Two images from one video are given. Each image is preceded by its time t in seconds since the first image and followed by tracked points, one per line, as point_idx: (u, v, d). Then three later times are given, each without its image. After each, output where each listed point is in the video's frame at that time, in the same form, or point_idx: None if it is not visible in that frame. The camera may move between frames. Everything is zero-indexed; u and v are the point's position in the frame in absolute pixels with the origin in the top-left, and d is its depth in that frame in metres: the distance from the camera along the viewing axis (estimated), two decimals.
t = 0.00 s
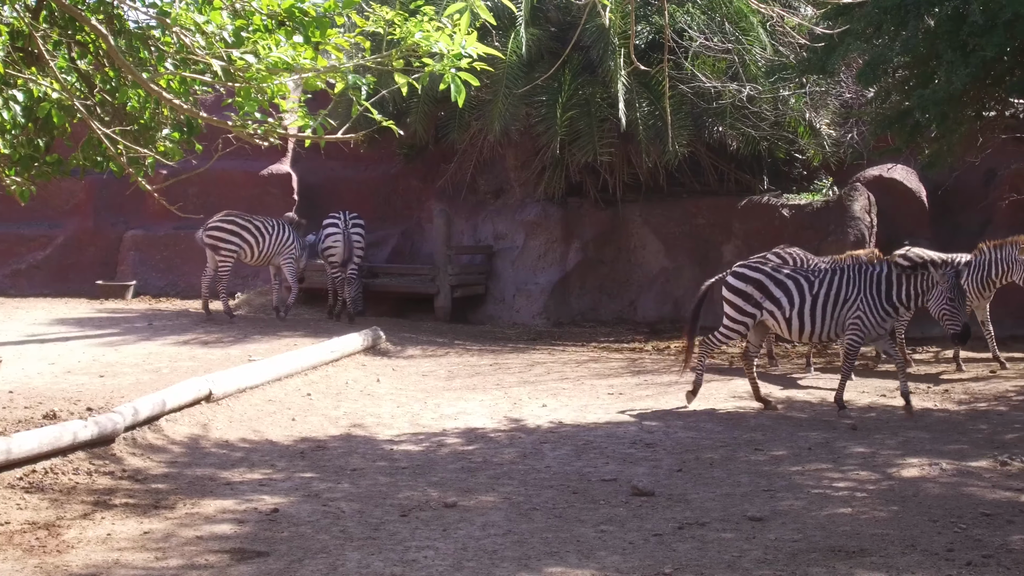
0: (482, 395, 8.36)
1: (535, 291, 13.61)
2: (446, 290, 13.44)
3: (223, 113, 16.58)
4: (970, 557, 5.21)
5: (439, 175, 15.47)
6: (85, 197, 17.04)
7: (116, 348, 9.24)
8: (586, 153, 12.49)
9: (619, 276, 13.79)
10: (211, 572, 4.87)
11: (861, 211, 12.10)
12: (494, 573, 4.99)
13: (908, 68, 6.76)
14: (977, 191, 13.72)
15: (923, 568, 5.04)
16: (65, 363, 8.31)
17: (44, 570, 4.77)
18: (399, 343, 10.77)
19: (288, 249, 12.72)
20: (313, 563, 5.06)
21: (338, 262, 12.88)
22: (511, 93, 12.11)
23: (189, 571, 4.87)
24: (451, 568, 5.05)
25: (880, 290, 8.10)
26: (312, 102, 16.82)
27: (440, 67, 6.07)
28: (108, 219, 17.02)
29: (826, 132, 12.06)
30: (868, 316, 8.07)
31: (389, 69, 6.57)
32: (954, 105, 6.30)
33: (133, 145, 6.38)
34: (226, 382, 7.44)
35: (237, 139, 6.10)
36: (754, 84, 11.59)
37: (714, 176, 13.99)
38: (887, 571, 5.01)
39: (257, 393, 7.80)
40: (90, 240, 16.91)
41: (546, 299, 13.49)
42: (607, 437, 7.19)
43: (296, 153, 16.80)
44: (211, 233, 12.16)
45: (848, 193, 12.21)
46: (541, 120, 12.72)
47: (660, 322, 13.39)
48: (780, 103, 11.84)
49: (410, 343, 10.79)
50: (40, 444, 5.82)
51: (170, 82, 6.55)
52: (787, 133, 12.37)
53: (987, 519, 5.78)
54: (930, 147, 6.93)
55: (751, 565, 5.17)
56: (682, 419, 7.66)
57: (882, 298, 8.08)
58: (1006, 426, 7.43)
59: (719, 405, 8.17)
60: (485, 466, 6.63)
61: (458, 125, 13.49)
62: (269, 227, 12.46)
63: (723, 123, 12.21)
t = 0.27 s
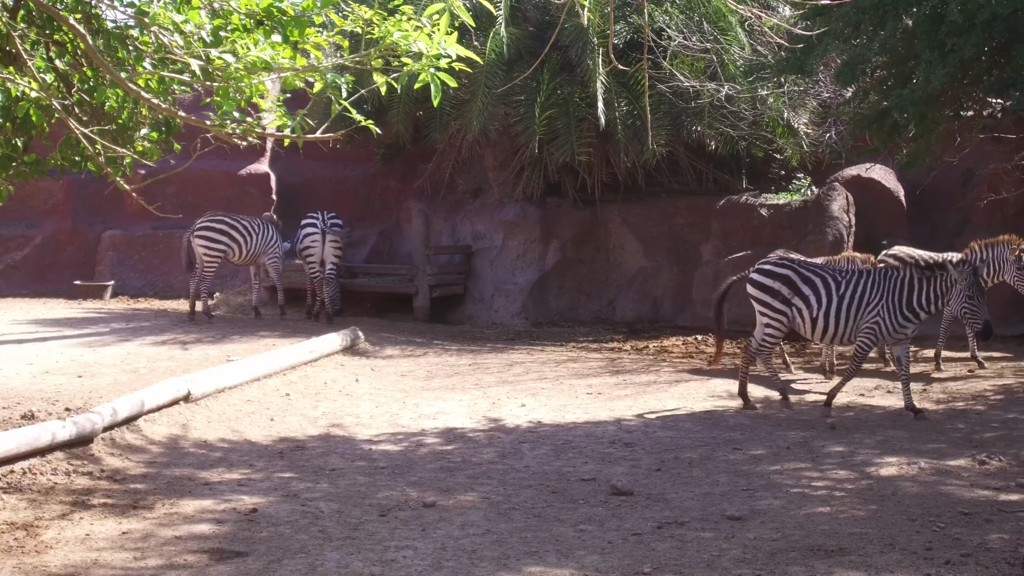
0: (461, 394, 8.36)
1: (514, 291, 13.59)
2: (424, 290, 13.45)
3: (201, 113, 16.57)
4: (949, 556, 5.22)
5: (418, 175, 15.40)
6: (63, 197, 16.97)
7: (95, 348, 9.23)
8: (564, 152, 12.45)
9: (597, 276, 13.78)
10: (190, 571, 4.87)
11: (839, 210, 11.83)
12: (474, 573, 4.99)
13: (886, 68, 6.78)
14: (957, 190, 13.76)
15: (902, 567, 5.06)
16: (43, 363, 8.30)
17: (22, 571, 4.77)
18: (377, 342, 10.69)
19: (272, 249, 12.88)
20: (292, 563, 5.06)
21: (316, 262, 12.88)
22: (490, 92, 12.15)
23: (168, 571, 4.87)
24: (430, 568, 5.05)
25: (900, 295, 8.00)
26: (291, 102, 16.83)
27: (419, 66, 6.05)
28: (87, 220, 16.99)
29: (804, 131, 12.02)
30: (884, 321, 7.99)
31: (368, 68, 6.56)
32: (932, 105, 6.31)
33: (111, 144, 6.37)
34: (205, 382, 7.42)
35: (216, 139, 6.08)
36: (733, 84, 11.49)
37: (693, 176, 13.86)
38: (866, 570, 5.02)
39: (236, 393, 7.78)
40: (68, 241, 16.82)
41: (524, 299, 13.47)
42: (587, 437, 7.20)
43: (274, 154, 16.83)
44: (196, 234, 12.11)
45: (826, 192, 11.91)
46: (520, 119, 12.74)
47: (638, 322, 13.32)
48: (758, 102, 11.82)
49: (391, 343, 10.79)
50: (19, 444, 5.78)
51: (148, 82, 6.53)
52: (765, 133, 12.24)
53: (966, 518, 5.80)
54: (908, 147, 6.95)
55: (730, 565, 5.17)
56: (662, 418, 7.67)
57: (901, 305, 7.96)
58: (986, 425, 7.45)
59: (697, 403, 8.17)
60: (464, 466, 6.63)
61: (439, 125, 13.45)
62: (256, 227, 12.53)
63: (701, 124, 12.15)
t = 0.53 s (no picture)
0: (445, 394, 8.35)
1: (498, 290, 13.54)
2: (407, 289, 13.42)
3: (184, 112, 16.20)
4: (932, 555, 5.23)
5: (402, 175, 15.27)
6: (45, 196, 16.56)
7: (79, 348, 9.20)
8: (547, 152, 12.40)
9: (581, 275, 13.72)
10: (174, 572, 4.87)
11: (823, 210, 11.91)
12: (458, 573, 4.99)
13: (869, 67, 6.79)
14: (939, 190, 13.76)
15: (885, 566, 5.06)
16: (26, 363, 8.28)
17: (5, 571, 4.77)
18: (361, 342, 10.67)
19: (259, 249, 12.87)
20: (275, 563, 5.06)
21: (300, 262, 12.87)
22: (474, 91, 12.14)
23: (151, 572, 4.87)
24: (414, 568, 5.05)
25: (931, 290, 8.10)
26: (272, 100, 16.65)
27: (402, 66, 6.03)
28: (69, 219, 16.55)
29: (787, 130, 12.06)
30: (922, 317, 8.01)
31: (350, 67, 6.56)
32: (915, 105, 6.31)
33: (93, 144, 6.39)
34: (188, 382, 7.41)
35: (199, 139, 6.08)
36: (716, 83, 11.59)
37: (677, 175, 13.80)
38: (849, 569, 5.03)
39: (219, 393, 7.77)
40: (51, 241, 16.40)
41: (509, 298, 13.41)
42: (570, 436, 7.20)
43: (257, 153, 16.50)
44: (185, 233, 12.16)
45: (810, 192, 12.01)
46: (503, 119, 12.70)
47: (622, 321, 13.30)
48: (741, 102, 11.89)
49: (376, 342, 10.77)
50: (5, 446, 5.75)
51: (131, 80, 6.52)
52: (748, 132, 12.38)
53: (949, 517, 5.81)
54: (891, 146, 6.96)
55: (714, 564, 5.18)
56: (646, 417, 7.67)
57: (934, 299, 8.07)
58: (969, 424, 7.47)
59: (681, 402, 8.16)
60: (448, 465, 6.63)
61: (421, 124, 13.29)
62: (246, 226, 12.51)
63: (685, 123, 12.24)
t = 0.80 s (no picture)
0: (431, 394, 8.35)
1: (484, 290, 13.57)
2: (394, 289, 13.33)
3: (171, 111, 16.07)
4: (918, 554, 5.24)
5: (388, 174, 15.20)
6: (31, 195, 16.45)
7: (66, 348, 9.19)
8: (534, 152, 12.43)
9: (568, 275, 13.72)
10: (160, 572, 4.87)
11: (809, 209, 11.83)
12: (444, 572, 4.99)
13: (856, 67, 6.76)
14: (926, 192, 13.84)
15: (871, 566, 5.07)
16: (12, 364, 8.27)
17: None
18: (347, 341, 10.67)
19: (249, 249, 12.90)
20: (262, 563, 5.05)
21: (285, 262, 12.83)
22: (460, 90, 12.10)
23: (137, 571, 4.86)
24: (400, 568, 5.04)
25: (961, 292, 7.95)
26: (258, 100, 16.61)
27: (387, 65, 6.04)
28: (56, 219, 16.44)
29: (773, 130, 12.14)
30: (950, 322, 7.88)
31: (336, 66, 6.56)
32: (902, 105, 6.29)
33: (79, 143, 6.40)
34: (174, 382, 7.40)
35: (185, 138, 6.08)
36: (701, 82, 11.59)
37: (663, 175, 13.85)
38: (835, 568, 5.03)
39: (206, 393, 7.75)
40: (37, 240, 16.31)
41: (495, 298, 13.42)
42: (557, 436, 7.20)
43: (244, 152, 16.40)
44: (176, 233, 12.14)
45: (797, 191, 11.91)
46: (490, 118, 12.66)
47: (608, 321, 13.32)
48: (727, 101, 11.88)
49: (361, 342, 10.76)
50: None
51: (117, 80, 6.54)
52: (733, 131, 12.40)
53: (935, 516, 5.82)
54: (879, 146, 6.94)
55: (700, 563, 5.18)
56: (633, 417, 7.67)
57: (964, 303, 7.92)
58: (954, 424, 7.49)
59: (667, 402, 8.15)
60: (434, 465, 6.63)
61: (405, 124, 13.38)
62: (235, 225, 12.53)
63: (671, 122, 12.35)
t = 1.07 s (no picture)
0: (419, 394, 8.36)
1: (472, 290, 13.60)
2: (382, 288, 13.32)
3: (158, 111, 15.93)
4: (906, 553, 5.25)
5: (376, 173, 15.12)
6: (18, 195, 16.40)
7: (53, 348, 9.18)
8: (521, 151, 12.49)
9: (554, 275, 13.72)
10: (148, 572, 4.87)
11: (797, 209, 11.81)
12: (432, 572, 4.98)
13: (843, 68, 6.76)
14: (911, 189, 13.82)
15: (859, 565, 5.07)
16: None
17: None
18: (334, 340, 10.68)
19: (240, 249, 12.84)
20: (250, 563, 5.05)
21: (273, 261, 12.79)
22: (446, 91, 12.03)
23: (125, 572, 4.86)
24: (388, 568, 5.04)
25: (982, 290, 7.88)
26: (245, 101, 16.55)
27: (375, 65, 6.02)
28: (43, 219, 16.39)
29: (760, 130, 12.14)
30: (970, 318, 7.88)
31: (324, 66, 6.55)
32: (890, 106, 6.29)
33: (65, 143, 6.42)
34: (161, 382, 7.39)
35: (173, 139, 6.07)
36: (689, 83, 11.67)
37: (650, 174, 13.82)
38: (823, 568, 5.04)
39: (193, 393, 7.74)
40: (24, 240, 16.27)
41: (483, 298, 13.47)
42: (545, 436, 7.20)
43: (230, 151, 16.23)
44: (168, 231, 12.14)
45: (785, 190, 11.89)
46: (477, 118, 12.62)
47: (595, 320, 13.30)
48: (714, 101, 11.92)
49: (349, 342, 10.75)
50: None
51: (104, 79, 6.54)
52: (721, 130, 12.34)
53: (923, 515, 5.82)
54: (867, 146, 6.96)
55: (688, 563, 5.18)
56: (621, 417, 7.67)
57: (984, 300, 7.87)
58: (942, 423, 7.51)
59: (655, 401, 8.15)
60: (422, 465, 6.63)
61: (392, 125, 13.45)
62: (227, 225, 12.51)
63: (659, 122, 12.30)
